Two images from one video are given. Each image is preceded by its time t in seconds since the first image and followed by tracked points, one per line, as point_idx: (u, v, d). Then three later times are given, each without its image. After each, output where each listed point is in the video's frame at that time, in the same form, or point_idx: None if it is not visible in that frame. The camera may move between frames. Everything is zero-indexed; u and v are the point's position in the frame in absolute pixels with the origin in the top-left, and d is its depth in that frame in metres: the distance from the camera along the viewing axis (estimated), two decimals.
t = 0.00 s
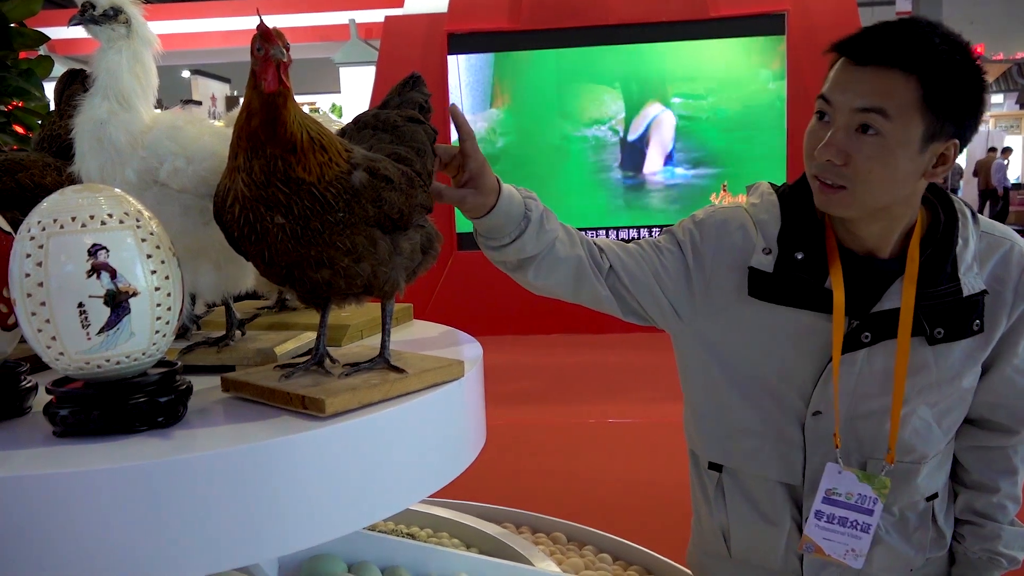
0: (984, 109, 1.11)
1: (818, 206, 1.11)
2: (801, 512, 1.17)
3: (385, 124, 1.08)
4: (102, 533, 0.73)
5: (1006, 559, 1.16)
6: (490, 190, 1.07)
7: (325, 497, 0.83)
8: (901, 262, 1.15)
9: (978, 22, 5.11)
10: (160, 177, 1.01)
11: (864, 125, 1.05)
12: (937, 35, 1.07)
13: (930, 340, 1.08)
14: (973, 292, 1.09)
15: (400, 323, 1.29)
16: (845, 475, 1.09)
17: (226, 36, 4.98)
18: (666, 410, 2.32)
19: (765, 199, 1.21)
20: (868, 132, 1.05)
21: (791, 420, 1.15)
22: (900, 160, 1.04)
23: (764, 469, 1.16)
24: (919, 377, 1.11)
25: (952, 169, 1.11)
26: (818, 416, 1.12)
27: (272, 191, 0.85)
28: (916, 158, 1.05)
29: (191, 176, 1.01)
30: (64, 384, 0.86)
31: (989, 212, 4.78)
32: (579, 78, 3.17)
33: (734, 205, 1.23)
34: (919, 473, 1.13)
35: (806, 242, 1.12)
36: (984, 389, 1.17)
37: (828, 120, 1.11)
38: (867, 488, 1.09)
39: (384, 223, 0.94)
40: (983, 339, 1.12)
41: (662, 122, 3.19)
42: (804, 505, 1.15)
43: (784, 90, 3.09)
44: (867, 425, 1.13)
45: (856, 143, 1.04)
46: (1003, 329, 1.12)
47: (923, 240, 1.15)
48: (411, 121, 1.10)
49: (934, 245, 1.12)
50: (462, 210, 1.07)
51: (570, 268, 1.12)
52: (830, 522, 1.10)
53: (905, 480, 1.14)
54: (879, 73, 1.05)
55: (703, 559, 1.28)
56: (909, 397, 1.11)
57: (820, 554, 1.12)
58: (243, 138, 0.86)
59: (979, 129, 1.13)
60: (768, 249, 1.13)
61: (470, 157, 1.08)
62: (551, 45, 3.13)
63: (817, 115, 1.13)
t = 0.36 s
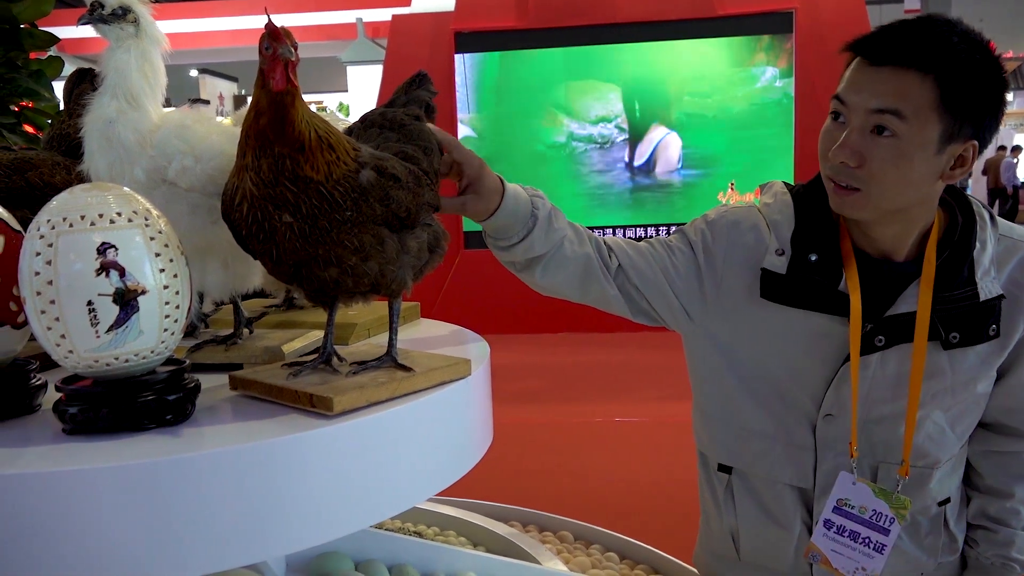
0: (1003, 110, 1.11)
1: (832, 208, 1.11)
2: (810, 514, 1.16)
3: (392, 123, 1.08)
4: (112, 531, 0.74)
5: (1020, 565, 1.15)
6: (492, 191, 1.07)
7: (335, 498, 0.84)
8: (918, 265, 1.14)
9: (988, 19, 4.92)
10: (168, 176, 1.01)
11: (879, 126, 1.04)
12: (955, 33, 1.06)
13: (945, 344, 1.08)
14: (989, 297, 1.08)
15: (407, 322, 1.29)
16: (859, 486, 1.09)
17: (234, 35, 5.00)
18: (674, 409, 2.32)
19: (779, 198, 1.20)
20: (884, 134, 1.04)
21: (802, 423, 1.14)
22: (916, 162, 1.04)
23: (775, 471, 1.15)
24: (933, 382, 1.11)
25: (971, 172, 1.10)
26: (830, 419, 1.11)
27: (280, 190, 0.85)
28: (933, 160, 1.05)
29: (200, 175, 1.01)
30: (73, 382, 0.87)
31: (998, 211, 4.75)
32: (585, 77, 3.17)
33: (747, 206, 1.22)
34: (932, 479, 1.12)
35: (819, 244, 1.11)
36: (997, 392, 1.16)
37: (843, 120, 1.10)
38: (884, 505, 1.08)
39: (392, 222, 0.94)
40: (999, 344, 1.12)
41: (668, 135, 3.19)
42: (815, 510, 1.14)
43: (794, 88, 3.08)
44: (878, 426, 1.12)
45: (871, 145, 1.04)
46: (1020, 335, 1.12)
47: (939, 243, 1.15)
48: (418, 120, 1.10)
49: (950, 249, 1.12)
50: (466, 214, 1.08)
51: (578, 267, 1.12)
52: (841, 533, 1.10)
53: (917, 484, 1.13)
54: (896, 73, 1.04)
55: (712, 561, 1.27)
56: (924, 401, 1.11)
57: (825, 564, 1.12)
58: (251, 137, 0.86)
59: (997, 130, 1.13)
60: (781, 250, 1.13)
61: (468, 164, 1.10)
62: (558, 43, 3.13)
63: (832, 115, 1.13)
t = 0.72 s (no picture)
0: (1013, 112, 1.10)
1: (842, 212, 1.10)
2: (823, 518, 1.17)
3: (401, 124, 1.08)
4: (125, 530, 0.74)
5: None
6: (522, 182, 1.05)
7: (348, 500, 0.84)
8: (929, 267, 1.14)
9: (1001, 18, 4.79)
10: (179, 177, 1.02)
11: (884, 133, 1.04)
12: (963, 36, 1.05)
13: (958, 347, 1.08)
14: (1003, 299, 1.08)
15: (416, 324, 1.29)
16: (874, 484, 1.08)
17: (244, 37, 5.01)
18: (682, 411, 2.31)
19: (789, 201, 1.20)
20: (890, 139, 1.04)
21: (814, 429, 1.14)
22: (925, 167, 1.03)
23: (787, 478, 1.15)
24: (947, 386, 1.10)
25: (982, 174, 1.09)
26: (843, 426, 1.11)
27: (290, 191, 0.85)
28: (942, 164, 1.04)
29: (210, 177, 1.02)
30: (84, 382, 0.87)
31: (1010, 212, 4.71)
32: (593, 79, 3.17)
33: (757, 209, 1.22)
34: (947, 482, 1.12)
35: (829, 247, 1.11)
36: (1012, 395, 1.15)
37: (850, 126, 1.09)
38: (896, 497, 1.08)
39: (401, 223, 0.94)
40: (1013, 347, 1.11)
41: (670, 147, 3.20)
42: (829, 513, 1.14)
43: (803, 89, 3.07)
44: (891, 429, 1.12)
45: (879, 150, 1.03)
46: None
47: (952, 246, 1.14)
48: (427, 122, 1.10)
49: (962, 252, 1.11)
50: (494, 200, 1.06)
51: (593, 268, 1.12)
52: (856, 530, 1.09)
53: (932, 488, 1.12)
54: (902, 79, 1.04)
55: (723, 565, 1.27)
56: (937, 405, 1.10)
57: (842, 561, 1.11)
58: (262, 138, 0.87)
59: (1011, 131, 1.12)
60: (791, 254, 1.12)
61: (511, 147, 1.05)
62: (566, 45, 3.14)
63: (839, 121, 1.12)
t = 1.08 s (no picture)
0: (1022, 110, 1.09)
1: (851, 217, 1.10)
2: (837, 526, 1.15)
3: (412, 127, 1.08)
4: (140, 530, 0.74)
5: None
6: (517, 198, 1.07)
7: (361, 501, 0.84)
8: (939, 270, 1.13)
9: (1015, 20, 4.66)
10: (192, 180, 1.02)
11: (889, 136, 1.03)
12: (964, 37, 1.04)
13: (973, 350, 1.07)
14: (1016, 302, 1.07)
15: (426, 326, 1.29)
16: (884, 492, 1.08)
17: (256, 40, 5.02)
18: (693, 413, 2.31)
19: (798, 206, 1.19)
20: (895, 143, 1.03)
21: (828, 435, 1.13)
22: (932, 169, 1.03)
23: (800, 484, 1.14)
24: (961, 390, 1.09)
25: (990, 174, 1.09)
26: (855, 430, 1.10)
27: (302, 194, 0.86)
28: (950, 166, 1.04)
29: (223, 180, 1.02)
30: (97, 384, 0.88)
31: None
32: (603, 82, 3.17)
33: (766, 214, 1.22)
34: (962, 487, 1.11)
35: (840, 251, 1.10)
36: None
37: (855, 130, 1.10)
38: (910, 510, 1.07)
39: (412, 226, 0.94)
40: None
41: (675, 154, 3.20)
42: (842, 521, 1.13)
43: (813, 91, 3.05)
44: (905, 433, 1.11)
45: (885, 154, 1.03)
46: None
47: (964, 248, 1.13)
48: (438, 125, 1.10)
49: (976, 254, 1.10)
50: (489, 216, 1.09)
51: (597, 278, 1.12)
52: (866, 537, 1.09)
53: (948, 492, 1.12)
54: (904, 82, 1.03)
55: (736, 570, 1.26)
56: (952, 408, 1.09)
57: (852, 568, 1.11)
58: (274, 142, 0.87)
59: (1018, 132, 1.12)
60: (800, 259, 1.12)
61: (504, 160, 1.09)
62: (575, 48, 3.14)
63: (844, 125, 1.12)
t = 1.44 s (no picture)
0: None
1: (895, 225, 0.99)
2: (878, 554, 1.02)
3: (425, 131, 1.08)
4: (159, 532, 0.75)
5: None
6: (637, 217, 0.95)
7: (376, 502, 0.85)
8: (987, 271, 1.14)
9: None
10: (207, 184, 1.03)
11: (935, 144, 0.92)
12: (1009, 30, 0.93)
13: None
14: None
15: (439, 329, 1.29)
16: (923, 508, 0.94)
17: (270, 44, 5.04)
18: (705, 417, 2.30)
19: (838, 212, 1.07)
20: (940, 149, 0.92)
21: (870, 458, 1.00)
22: (982, 175, 0.92)
23: (839, 507, 1.01)
24: (1018, 405, 0.97)
25: None
26: (903, 454, 0.98)
27: (317, 198, 0.86)
28: (1001, 168, 0.93)
29: (237, 184, 1.03)
30: (113, 385, 0.88)
31: None
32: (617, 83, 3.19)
33: (803, 220, 1.09)
34: (1017, 511, 0.97)
35: (881, 260, 1.00)
36: None
37: (896, 138, 0.98)
38: (951, 524, 0.93)
39: (425, 229, 0.95)
40: None
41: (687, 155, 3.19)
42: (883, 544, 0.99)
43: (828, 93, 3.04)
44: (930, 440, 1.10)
45: (930, 160, 0.92)
46: None
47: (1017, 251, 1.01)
48: (451, 129, 1.10)
49: None
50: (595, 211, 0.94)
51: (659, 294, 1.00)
52: (908, 559, 0.94)
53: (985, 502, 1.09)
54: (943, 84, 0.92)
55: None
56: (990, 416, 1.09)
57: None
58: (289, 145, 0.88)
59: None
60: (840, 268, 1.00)
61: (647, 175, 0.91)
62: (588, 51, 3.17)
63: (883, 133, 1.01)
